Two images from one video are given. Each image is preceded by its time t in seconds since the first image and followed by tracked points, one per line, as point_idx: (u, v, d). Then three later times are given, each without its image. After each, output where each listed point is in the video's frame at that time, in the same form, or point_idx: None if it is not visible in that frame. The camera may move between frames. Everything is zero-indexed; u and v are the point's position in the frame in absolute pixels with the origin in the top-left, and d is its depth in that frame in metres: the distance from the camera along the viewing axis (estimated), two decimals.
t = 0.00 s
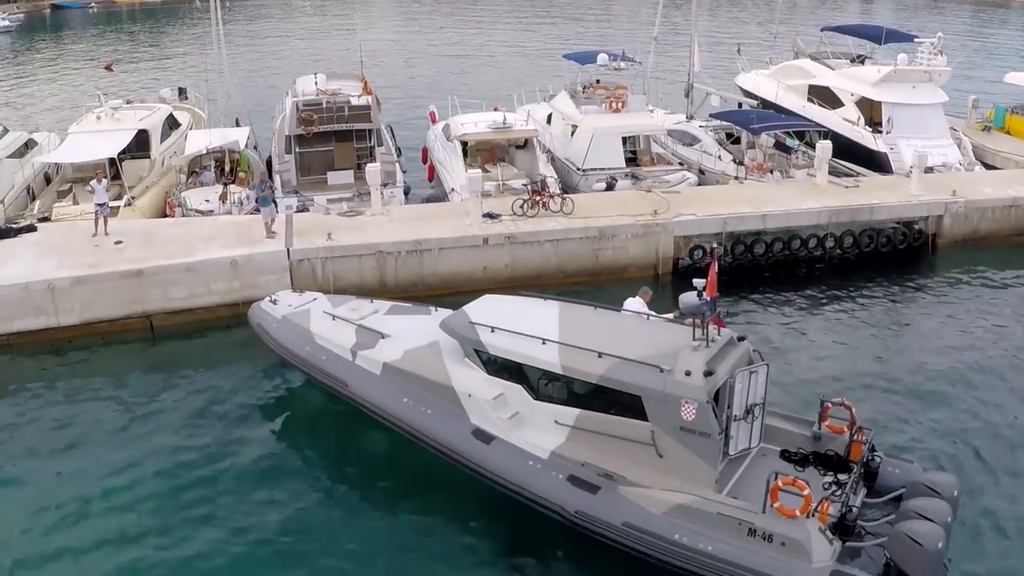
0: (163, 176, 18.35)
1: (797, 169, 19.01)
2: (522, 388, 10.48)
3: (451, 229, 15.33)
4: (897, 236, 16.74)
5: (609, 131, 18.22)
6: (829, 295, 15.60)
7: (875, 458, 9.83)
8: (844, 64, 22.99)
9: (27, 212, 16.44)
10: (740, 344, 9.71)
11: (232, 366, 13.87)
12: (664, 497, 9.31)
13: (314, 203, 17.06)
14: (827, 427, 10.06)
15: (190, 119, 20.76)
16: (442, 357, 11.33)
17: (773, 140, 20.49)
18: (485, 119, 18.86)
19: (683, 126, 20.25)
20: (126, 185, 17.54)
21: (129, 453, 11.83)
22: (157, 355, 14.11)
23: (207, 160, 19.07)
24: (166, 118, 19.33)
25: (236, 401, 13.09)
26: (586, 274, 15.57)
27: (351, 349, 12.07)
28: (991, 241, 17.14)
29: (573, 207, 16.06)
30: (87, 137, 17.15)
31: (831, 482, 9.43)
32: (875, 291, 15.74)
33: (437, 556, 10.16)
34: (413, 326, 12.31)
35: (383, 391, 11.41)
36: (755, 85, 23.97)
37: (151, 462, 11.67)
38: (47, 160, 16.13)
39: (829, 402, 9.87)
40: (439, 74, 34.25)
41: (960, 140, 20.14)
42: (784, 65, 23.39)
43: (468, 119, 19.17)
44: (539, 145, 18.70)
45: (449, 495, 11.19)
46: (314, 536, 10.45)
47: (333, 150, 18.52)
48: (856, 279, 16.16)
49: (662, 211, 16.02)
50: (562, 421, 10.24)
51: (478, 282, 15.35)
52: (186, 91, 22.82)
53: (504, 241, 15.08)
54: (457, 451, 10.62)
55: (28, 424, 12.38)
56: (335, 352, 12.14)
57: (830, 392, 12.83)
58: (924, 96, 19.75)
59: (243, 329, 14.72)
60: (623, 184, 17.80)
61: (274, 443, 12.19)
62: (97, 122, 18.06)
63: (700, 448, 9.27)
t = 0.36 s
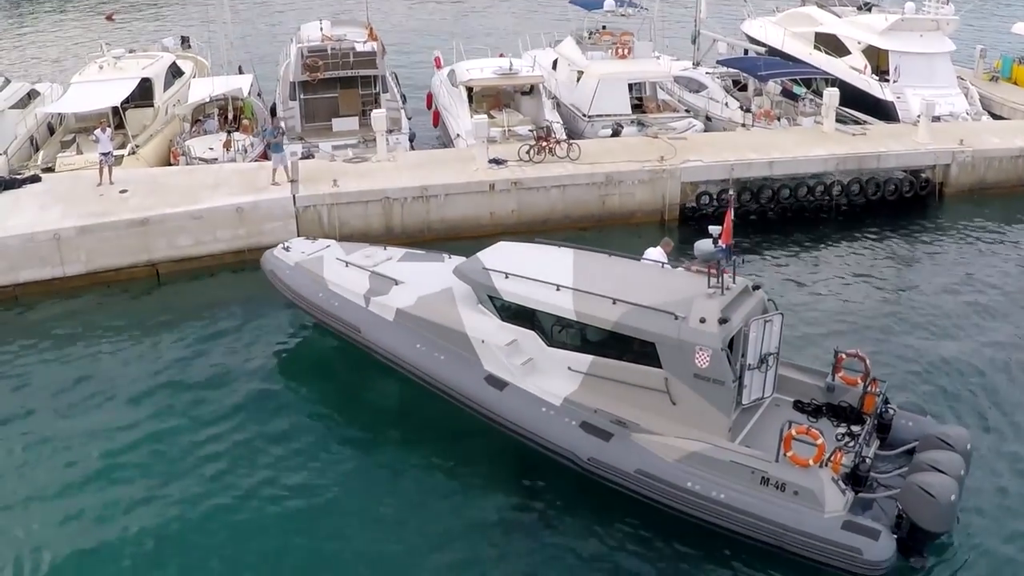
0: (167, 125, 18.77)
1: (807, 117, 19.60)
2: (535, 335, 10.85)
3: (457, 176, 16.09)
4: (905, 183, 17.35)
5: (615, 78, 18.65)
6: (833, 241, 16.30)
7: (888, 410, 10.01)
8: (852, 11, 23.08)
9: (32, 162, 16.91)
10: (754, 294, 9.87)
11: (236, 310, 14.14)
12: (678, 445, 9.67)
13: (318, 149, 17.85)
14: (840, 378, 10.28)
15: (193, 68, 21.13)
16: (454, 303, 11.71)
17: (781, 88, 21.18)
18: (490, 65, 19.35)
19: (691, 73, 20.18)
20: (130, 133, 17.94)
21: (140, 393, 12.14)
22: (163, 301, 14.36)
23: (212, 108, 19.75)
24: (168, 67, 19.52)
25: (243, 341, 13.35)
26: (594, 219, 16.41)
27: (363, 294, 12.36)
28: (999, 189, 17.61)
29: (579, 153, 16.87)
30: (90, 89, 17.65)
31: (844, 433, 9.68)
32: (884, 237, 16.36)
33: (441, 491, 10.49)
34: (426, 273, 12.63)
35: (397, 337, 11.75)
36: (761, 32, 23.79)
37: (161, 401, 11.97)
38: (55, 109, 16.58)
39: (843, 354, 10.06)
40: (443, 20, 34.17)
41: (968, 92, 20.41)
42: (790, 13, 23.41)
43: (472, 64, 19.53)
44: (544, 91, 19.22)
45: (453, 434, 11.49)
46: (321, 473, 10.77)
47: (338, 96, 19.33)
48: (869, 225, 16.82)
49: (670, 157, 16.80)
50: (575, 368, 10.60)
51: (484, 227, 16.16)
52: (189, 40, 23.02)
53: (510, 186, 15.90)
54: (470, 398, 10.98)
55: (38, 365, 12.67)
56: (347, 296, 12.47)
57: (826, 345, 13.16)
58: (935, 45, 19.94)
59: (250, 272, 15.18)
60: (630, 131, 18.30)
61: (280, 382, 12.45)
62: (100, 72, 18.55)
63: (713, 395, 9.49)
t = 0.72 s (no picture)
0: (169, 111, 18.79)
1: (811, 102, 19.55)
2: (547, 321, 10.91)
3: (460, 160, 16.10)
4: (909, 168, 17.41)
5: (618, 63, 18.61)
6: (837, 225, 16.40)
7: (900, 400, 10.06)
8: None
9: (33, 149, 16.92)
10: (768, 281, 9.93)
11: (239, 297, 14.26)
12: (690, 434, 9.72)
13: (321, 133, 17.85)
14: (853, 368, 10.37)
15: (195, 54, 21.12)
16: (464, 289, 11.80)
17: (785, 74, 21.13)
18: (493, 50, 19.30)
19: (694, 58, 20.18)
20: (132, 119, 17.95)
21: (144, 378, 12.23)
22: (166, 286, 14.48)
23: (214, 93, 19.61)
24: (170, 54, 19.54)
25: (247, 327, 13.46)
26: (597, 203, 16.42)
27: (372, 280, 12.44)
28: (1003, 175, 17.61)
29: (583, 138, 16.85)
30: (92, 75, 17.68)
31: (856, 423, 9.70)
32: (890, 222, 16.43)
33: (445, 475, 10.58)
34: (436, 259, 12.69)
35: (407, 323, 11.84)
36: (764, 18, 23.88)
37: (166, 387, 12.06)
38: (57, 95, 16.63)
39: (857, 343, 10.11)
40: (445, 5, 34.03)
41: (971, 77, 20.38)
42: None
43: (475, 49, 19.54)
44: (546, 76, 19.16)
45: (459, 419, 11.55)
46: (325, 457, 10.85)
47: (341, 81, 19.43)
48: (875, 210, 16.90)
49: (674, 142, 16.75)
50: (587, 355, 10.68)
51: (488, 211, 16.18)
52: (192, 26, 23.02)
53: (514, 171, 15.90)
54: (480, 383, 11.04)
55: (43, 352, 12.80)
56: (356, 282, 12.54)
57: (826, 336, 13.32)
58: (938, 30, 19.98)
59: (255, 256, 15.34)
60: (633, 116, 18.24)
61: (284, 367, 12.54)
62: (102, 57, 18.60)
63: (725, 381, 9.53)
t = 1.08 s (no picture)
0: (171, 107, 18.75)
1: (815, 98, 19.55)
2: (556, 318, 10.98)
3: (463, 156, 16.07)
4: (912, 164, 17.34)
5: (620, 60, 18.62)
6: (841, 222, 16.41)
7: (912, 399, 10.14)
8: None
9: (35, 144, 16.86)
10: (779, 279, 9.96)
11: (244, 293, 14.27)
12: (701, 433, 9.79)
13: (324, 129, 17.83)
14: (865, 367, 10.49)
15: (197, 50, 21.08)
16: (474, 286, 11.83)
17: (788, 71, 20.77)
18: (495, 46, 19.29)
19: (697, 55, 20.60)
20: (133, 115, 17.91)
21: (149, 375, 12.24)
22: (169, 282, 14.45)
23: (217, 89, 19.73)
24: (172, 50, 19.51)
25: (252, 325, 13.47)
26: (600, 199, 16.40)
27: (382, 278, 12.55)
28: (1006, 172, 17.60)
29: (586, 134, 16.80)
30: (94, 71, 17.65)
31: (869, 422, 9.80)
32: (894, 219, 16.44)
33: (452, 474, 10.64)
34: (446, 257, 12.75)
35: (416, 321, 11.93)
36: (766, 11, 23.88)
37: (171, 385, 12.07)
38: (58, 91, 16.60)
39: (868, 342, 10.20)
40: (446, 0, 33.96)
41: (974, 72, 20.35)
42: None
43: (477, 45, 19.54)
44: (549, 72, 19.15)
45: (466, 419, 11.61)
46: (333, 456, 10.89)
47: (342, 78, 19.40)
48: (879, 207, 16.89)
49: (677, 137, 16.72)
50: (597, 353, 10.70)
51: (489, 206, 16.14)
52: (193, 22, 23.00)
53: (518, 167, 15.88)
54: (490, 381, 11.12)
55: (47, 348, 12.79)
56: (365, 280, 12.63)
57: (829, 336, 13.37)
58: (940, 26, 20.02)
59: (258, 253, 15.33)
60: (636, 112, 18.20)
61: (290, 366, 12.57)
62: (104, 53, 18.58)
63: (736, 380, 9.61)
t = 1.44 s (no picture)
0: (172, 104, 18.71)
1: (816, 95, 19.59)
2: (563, 317, 11.24)
3: (465, 152, 16.07)
4: (914, 161, 17.29)
5: (623, 55, 18.60)
6: (843, 220, 16.37)
7: (924, 399, 10.27)
8: None
9: (36, 141, 16.85)
10: (789, 278, 10.12)
11: (248, 290, 14.29)
12: (711, 434, 10.00)
13: (326, 126, 17.82)
14: (875, 365, 10.64)
15: (199, 46, 21.05)
16: (481, 285, 12.09)
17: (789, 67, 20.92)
18: (496, 42, 19.32)
19: (698, 51, 20.63)
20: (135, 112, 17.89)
21: (154, 374, 12.28)
22: (171, 280, 14.46)
23: (218, 87, 19.87)
24: (173, 47, 19.50)
25: (256, 323, 13.52)
26: (603, 195, 16.40)
27: (390, 276, 12.78)
28: (1008, 168, 17.59)
29: (589, 130, 16.76)
30: (95, 67, 17.65)
31: (878, 421, 10.00)
32: (897, 217, 16.42)
33: (459, 474, 10.73)
34: (454, 254, 13.02)
35: (426, 320, 12.21)
36: (767, 7, 23.92)
37: (176, 383, 12.11)
38: (59, 87, 16.59)
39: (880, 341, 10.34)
40: None
41: (976, 69, 20.32)
42: None
43: (478, 41, 19.56)
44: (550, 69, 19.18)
45: (472, 419, 11.72)
46: (339, 456, 10.97)
47: (343, 74, 19.27)
48: (882, 204, 16.86)
49: (679, 134, 16.70)
50: (607, 353, 10.99)
51: (491, 203, 16.14)
52: (195, 19, 23.00)
53: (520, 163, 15.86)
54: (500, 381, 11.41)
55: (51, 346, 12.81)
56: (373, 279, 12.87)
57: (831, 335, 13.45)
58: (941, 22, 19.97)
59: (261, 250, 15.33)
60: (638, 108, 18.19)
61: (295, 365, 12.63)
62: (106, 50, 18.58)
63: (745, 380, 9.82)
